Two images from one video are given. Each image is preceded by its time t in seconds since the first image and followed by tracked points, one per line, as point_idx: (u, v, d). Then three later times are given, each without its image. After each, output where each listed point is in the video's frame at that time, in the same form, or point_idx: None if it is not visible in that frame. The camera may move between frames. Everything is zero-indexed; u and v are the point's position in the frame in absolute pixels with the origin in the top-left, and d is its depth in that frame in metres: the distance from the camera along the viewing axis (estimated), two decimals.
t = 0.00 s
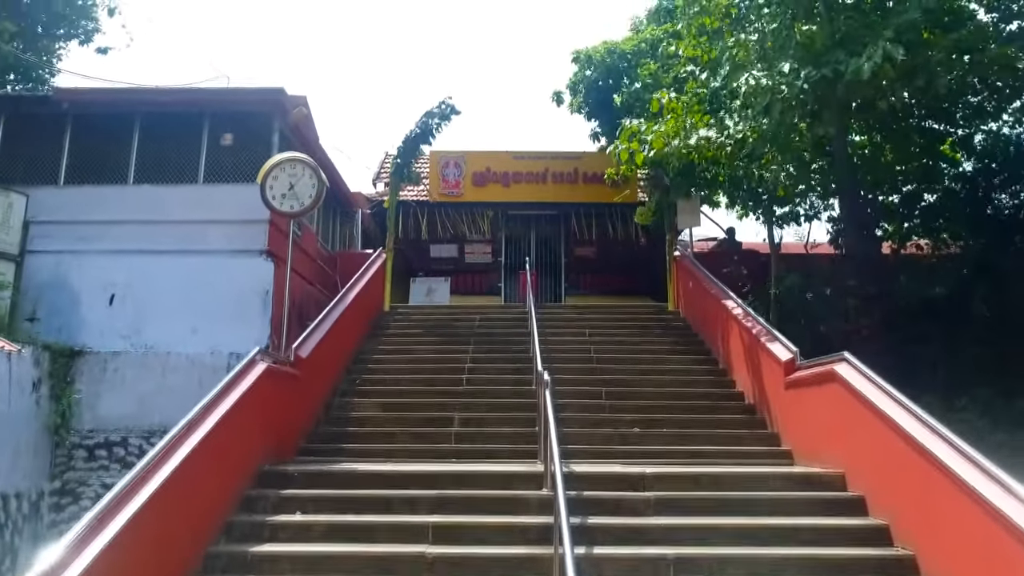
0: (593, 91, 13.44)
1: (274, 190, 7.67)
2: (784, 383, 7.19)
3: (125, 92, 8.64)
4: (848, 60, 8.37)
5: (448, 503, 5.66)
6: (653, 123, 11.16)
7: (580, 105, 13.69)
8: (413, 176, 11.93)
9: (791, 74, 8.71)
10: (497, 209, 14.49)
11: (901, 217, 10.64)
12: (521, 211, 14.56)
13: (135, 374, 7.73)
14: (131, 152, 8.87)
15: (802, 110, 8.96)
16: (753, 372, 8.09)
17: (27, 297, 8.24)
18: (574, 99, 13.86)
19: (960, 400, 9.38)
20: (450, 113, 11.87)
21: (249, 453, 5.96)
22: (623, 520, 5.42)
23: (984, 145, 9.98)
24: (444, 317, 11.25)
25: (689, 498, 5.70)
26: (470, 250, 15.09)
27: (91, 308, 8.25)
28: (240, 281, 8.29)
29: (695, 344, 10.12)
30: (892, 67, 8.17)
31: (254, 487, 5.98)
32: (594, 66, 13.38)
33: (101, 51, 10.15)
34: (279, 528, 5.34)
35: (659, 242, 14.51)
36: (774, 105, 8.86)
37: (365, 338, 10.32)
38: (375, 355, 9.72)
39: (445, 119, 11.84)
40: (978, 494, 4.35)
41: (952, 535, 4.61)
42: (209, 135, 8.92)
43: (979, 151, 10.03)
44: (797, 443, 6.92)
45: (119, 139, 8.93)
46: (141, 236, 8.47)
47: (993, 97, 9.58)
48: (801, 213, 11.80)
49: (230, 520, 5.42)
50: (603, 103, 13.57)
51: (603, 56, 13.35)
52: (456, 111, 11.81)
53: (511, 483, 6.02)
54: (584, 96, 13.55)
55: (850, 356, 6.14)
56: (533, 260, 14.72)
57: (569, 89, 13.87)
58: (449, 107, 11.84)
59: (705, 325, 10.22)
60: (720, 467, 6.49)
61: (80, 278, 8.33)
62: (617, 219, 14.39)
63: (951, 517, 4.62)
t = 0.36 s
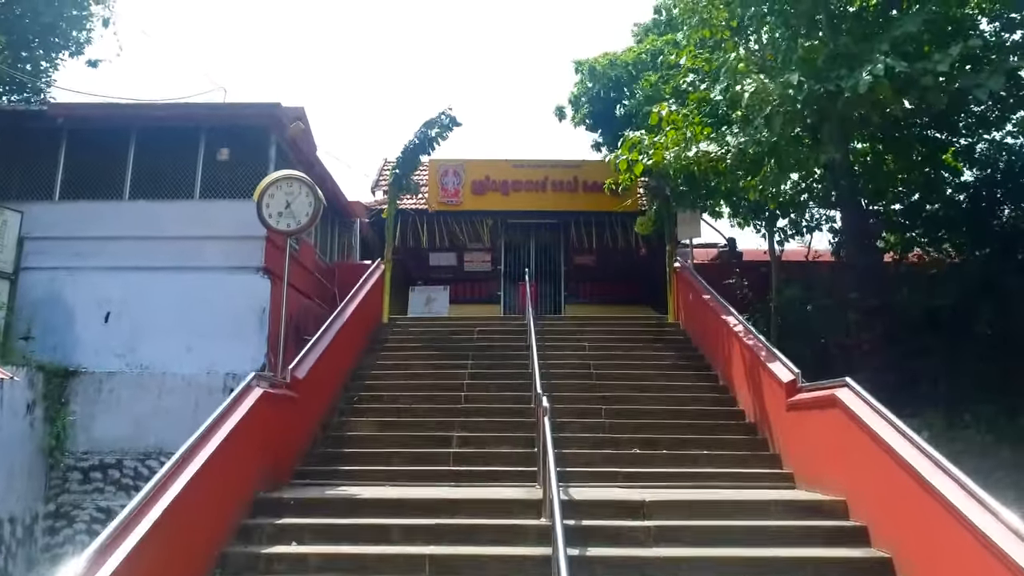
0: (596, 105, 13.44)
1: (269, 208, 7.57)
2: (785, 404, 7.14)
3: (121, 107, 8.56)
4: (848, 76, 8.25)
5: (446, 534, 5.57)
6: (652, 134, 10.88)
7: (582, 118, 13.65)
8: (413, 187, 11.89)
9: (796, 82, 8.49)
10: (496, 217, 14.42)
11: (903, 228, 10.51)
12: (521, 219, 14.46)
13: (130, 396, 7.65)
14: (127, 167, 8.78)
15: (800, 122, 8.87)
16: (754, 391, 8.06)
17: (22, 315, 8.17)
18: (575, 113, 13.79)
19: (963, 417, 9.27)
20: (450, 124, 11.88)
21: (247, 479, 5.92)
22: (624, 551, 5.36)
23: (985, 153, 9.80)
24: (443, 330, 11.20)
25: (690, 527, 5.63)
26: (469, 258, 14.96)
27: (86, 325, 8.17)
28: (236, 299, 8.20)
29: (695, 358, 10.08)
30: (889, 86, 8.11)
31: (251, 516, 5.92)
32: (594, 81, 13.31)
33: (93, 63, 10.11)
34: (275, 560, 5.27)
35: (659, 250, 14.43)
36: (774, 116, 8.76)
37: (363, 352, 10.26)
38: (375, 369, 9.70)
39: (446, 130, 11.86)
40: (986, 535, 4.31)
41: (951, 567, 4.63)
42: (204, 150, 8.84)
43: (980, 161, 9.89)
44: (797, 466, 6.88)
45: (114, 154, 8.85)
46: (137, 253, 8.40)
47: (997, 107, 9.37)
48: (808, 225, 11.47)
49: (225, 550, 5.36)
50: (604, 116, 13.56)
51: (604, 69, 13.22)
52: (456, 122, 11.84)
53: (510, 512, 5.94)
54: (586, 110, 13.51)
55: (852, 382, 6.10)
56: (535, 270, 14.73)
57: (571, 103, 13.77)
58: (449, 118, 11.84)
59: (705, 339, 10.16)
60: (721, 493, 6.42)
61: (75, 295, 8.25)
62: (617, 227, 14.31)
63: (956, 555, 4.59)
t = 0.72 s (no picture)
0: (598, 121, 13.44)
1: (269, 226, 7.52)
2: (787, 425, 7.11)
3: (120, 121, 8.50)
4: (850, 93, 8.23)
5: (446, 563, 5.53)
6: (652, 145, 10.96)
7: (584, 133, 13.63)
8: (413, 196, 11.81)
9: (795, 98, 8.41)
10: (497, 225, 14.45)
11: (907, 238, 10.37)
12: (522, 227, 14.51)
13: (129, 415, 7.61)
14: (125, 181, 8.72)
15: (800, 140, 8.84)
16: (756, 409, 8.02)
17: (21, 331, 8.14)
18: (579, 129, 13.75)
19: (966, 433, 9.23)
20: (450, 132, 11.74)
21: (247, 505, 5.93)
22: None
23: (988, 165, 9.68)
24: (444, 341, 11.16)
25: (691, 554, 5.61)
26: (470, 265, 14.94)
27: (85, 342, 8.13)
28: (236, 315, 8.17)
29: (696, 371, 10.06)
30: (888, 100, 8.09)
31: (250, 541, 5.91)
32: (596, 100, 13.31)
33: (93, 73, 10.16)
34: None
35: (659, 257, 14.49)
36: (774, 129, 8.68)
37: (363, 364, 10.22)
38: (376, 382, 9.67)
39: (445, 139, 11.72)
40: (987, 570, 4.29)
41: None
42: (204, 163, 8.78)
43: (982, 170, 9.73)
44: (797, 486, 6.87)
45: (112, 167, 8.78)
46: (135, 268, 8.35)
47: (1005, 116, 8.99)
48: (810, 235, 11.03)
49: None
50: (605, 128, 13.47)
51: (605, 86, 13.21)
52: (456, 131, 11.70)
53: (509, 537, 5.90)
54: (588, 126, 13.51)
55: (854, 407, 6.09)
56: (535, 276, 14.61)
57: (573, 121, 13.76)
58: (449, 126, 11.71)
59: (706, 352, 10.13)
60: (723, 516, 6.40)
61: (73, 310, 8.21)
62: (617, 235, 14.39)
63: None
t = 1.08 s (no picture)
0: (597, 136, 13.45)
1: (269, 244, 7.50)
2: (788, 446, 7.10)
3: (119, 136, 8.46)
4: (853, 108, 8.17)
5: None
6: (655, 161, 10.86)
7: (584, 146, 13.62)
8: (412, 205, 11.80)
9: (796, 115, 8.38)
10: (497, 232, 14.36)
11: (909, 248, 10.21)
12: (522, 234, 14.47)
13: (129, 434, 7.50)
14: (125, 196, 8.69)
15: (803, 155, 8.77)
16: (756, 427, 7.99)
17: (20, 347, 8.13)
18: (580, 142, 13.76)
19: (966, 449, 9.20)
20: (451, 143, 11.77)
21: (247, 530, 5.93)
22: None
23: (989, 175, 9.50)
24: (444, 352, 11.13)
25: None
26: (470, 272, 14.82)
27: (84, 359, 8.12)
28: (236, 332, 8.15)
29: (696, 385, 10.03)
30: (893, 116, 8.04)
31: (250, 566, 5.91)
32: (596, 116, 13.33)
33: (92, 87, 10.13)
34: None
35: (659, 267, 14.44)
36: (775, 144, 8.62)
37: (363, 375, 10.19)
38: (375, 396, 9.64)
39: (447, 149, 11.75)
40: None
41: None
42: (203, 178, 8.75)
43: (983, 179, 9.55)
44: (798, 508, 6.86)
45: (112, 182, 8.75)
46: (135, 284, 8.33)
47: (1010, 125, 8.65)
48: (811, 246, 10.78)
49: None
50: (605, 140, 13.47)
51: (606, 101, 13.26)
52: (457, 141, 11.72)
53: (508, 564, 5.90)
54: (587, 140, 13.53)
55: (855, 432, 6.10)
56: (535, 283, 14.60)
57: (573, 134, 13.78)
58: (450, 137, 11.75)
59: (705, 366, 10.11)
60: (724, 540, 6.39)
61: (73, 327, 8.19)
62: (618, 240, 14.28)
63: None
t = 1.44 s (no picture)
0: (602, 145, 13.41)
1: (269, 261, 7.48)
2: (789, 465, 7.09)
3: (119, 150, 8.44)
4: (858, 120, 8.11)
5: None
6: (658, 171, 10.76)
7: (589, 154, 13.59)
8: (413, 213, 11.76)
9: (802, 127, 8.32)
10: (497, 238, 14.41)
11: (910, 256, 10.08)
12: (522, 239, 14.43)
13: (131, 451, 7.51)
14: (125, 209, 8.66)
15: (806, 166, 8.72)
16: (756, 443, 7.98)
17: (21, 362, 8.13)
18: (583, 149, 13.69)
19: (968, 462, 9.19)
20: (453, 150, 11.74)
21: (250, 552, 5.94)
22: None
23: (992, 182, 9.32)
24: (445, 360, 11.11)
25: None
26: (471, 277, 14.77)
27: (85, 375, 8.12)
28: (236, 348, 8.14)
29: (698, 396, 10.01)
30: (900, 127, 7.98)
31: None
32: (599, 124, 13.27)
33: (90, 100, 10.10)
34: None
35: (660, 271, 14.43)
36: (780, 156, 8.56)
37: (364, 386, 10.15)
38: (377, 408, 9.62)
39: (448, 156, 11.72)
40: None
41: None
42: (204, 191, 8.72)
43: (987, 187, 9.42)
44: (799, 528, 6.86)
45: (112, 195, 8.72)
46: (136, 299, 8.32)
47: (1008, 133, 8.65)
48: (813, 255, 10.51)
49: None
50: (610, 149, 13.44)
51: (608, 110, 13.28)
52: (458, 148, 11.68)
53: None
54: (592, 148, 13.50)
55: (856, 454, 6.10)
56: (536, 286, 14.58)
57: (578, 143, 13.74)
58: (451, 144, 11.72)
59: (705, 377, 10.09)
60: (726, 561, 6.39)
61: (73, 342, 8.19)
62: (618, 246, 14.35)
63: None
